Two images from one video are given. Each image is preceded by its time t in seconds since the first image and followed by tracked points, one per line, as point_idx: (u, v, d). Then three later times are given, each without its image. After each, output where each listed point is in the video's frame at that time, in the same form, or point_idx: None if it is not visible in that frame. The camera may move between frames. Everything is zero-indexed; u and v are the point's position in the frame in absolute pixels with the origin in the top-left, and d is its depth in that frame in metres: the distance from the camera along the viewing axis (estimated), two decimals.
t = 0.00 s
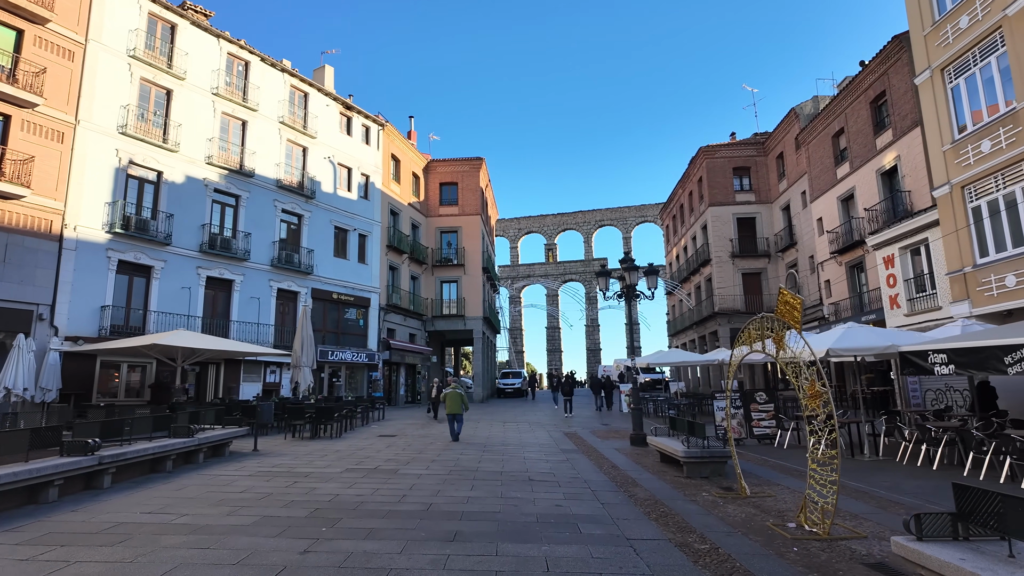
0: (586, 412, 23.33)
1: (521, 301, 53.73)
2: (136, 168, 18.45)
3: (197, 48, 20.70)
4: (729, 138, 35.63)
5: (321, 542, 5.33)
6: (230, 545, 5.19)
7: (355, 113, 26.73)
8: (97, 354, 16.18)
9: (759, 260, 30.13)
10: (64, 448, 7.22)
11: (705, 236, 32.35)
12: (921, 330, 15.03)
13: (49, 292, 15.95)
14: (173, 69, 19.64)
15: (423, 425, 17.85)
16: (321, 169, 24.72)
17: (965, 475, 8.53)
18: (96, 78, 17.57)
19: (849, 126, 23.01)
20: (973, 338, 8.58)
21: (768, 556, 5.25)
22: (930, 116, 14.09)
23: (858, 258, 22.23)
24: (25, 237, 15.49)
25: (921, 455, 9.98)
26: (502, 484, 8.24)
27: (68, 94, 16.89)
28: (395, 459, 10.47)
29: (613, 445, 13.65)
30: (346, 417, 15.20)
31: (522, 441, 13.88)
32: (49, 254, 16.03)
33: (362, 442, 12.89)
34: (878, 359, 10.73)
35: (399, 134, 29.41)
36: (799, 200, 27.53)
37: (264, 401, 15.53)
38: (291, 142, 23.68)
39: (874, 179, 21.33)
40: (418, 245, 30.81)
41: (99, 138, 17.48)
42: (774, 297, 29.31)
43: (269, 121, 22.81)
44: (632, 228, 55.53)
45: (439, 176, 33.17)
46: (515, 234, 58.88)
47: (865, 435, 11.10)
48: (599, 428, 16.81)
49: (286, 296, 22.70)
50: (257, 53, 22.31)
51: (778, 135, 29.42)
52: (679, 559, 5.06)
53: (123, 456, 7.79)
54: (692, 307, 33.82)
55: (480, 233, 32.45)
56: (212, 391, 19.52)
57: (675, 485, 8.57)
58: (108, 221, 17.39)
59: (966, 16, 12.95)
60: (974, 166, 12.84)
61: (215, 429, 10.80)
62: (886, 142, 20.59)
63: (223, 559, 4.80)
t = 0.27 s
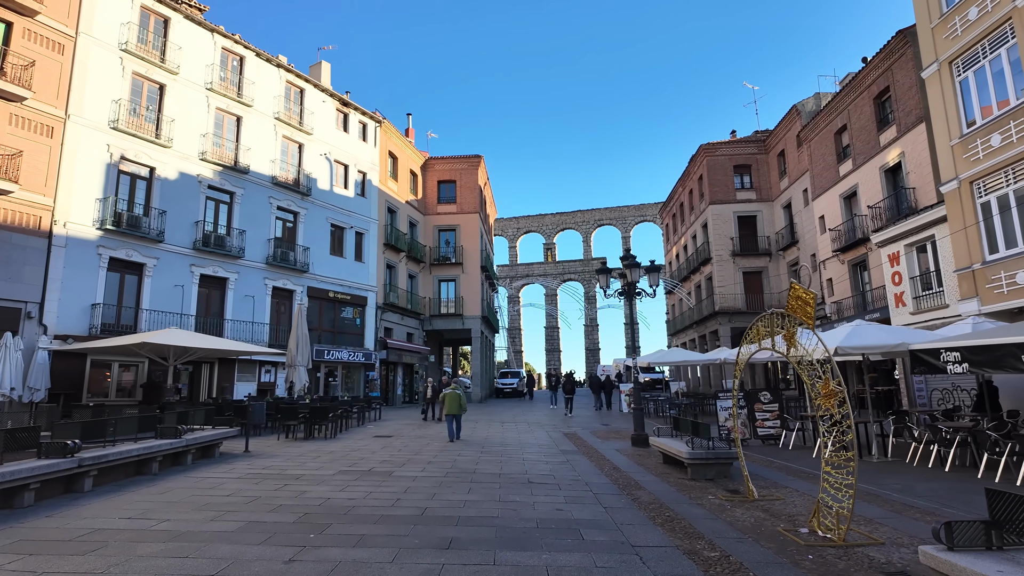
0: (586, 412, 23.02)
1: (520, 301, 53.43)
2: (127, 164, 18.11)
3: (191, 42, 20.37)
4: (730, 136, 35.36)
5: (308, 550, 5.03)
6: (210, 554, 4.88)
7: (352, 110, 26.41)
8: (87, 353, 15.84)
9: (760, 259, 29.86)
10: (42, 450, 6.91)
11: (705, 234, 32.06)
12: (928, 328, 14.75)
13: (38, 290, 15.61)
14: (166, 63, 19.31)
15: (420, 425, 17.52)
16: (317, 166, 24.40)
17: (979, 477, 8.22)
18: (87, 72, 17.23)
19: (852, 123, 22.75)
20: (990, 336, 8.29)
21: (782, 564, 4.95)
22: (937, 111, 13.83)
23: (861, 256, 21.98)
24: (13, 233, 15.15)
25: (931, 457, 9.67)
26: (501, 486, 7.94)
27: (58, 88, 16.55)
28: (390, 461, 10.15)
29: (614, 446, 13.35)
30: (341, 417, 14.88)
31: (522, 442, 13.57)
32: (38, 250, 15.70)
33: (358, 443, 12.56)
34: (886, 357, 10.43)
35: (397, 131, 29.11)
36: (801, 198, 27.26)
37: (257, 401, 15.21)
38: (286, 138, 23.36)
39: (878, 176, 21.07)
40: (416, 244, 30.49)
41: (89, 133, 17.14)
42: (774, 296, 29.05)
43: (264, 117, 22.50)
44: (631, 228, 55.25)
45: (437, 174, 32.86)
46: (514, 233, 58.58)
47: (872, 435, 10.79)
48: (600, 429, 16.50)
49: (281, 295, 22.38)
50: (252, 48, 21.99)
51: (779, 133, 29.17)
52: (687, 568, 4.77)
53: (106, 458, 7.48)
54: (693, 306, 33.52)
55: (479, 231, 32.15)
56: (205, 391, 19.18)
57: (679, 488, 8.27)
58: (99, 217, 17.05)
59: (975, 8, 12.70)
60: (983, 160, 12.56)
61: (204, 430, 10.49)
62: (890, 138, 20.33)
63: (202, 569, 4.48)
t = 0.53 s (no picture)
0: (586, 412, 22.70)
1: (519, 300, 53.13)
2: (119, 160, 17.78)
3: (185, 37, 20.04)
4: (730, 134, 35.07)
5: (292, 560, 4.72)
6: (187, 565, 4.57)
7: (349, 107, 26.10)
8: (77, 352, 15.52)
9: (761, 257, 29.58)
10: (17, 454, 6.59)
11: (705, 233, 31.77)
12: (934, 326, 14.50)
13: (27, 288, 15.28)
14: (158, 58, 18.97)
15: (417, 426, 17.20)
16: (313, 163, 24.09)
17: (995, 480, 7.92)
18: (77, 66, 16.90)
19: (854, 119, 22.46)
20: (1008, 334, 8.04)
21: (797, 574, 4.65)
22: (944, 104, 13.55)
23: (864, 254, 21.71)
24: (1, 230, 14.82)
25: (943, 459, 9.36)
26: (498, 490, 7.63)
27: (47, 82, 16.22)
28: (384, 463, 9.84)
29: (615, 446, 13.04)
30: (336, 418, 14.55)
31: (520, 443, 13.26)
32: (26, 248, 15.37)
33: (352, 445, 12.24)
34: (895, 356, 10.14)
35: (394, 128, 28.79)
36: (802, 196, 26.98)
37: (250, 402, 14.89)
38: (282, 135, 23.04)
39: (881, 173, 20.78)
40: (414, 242, 30.15)
41: (79, 128, 16.81)
42: (776, 295, 28.77)
43: (259, 113, 22.17)
44: (630, 227, 54.93)
45: (435, 171, 32.53)
46: (513, 233, 58.25)
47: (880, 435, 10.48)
48: (600, 429, 16.18)
49: (276, 293, 22.06)
50: (247, 43, 21.67)
51: (780, 130, 28.89)
52: None
53: (86, 461, 7.17)
54: (693, 305, 33.17)
55: (477, 230, 31.84)
56: (200, 391, 18.87)
57: (684, 492, 7.97)
58: (89, 214, 16.72)
59: None
60: (992, 154, 12.26)
61: (193, 432, 10.18)
62: (894, 134, 20.04)
63: None
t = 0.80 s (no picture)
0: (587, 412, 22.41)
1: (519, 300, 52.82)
2: (112, 157, 17.47)
3: (180, 32, 19.72)
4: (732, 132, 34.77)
5: (280, 575, 4.41)
6: None
7: (347, 104, 25.80)
8: (69, 352, 15.22)
9: (764, 256, 29.30)
10: None
11: (707, 232, 31.47)
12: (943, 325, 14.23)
13: (17, 287, 14.97)
14: (153, 53, 18.65)
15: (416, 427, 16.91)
16: (311, 161, 23.79)
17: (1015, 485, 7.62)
18: (70, 61, 16.59)
19: (859, 116, 22.17)
20: None
21: None
22: (955, 99, 13.25)
23: (870, 253, 21.43)
24: None
25: (959, 463, 9.06)
26: (498, 496, 7.33)
27: (39, 77, 15.91)
28: (381, 466, 9.54)
29: (618, 449, 12.74)
30: (332, 419, 14.25)
31: (521, 445, 12.96)
32: (17, 245, 15.07)
33: (349, 447, 11.94)
34: (907, 356, 9.84)
35: (393, 126, 28.49)
36: (806, 194, 26.69)
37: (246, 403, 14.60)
38: (279, 132, 22.74)
39: (887, 171, 20.48)
40: (413, 241, 29.85)
41: (72, 125, 16.51)
42: (779, 294, 28.47)
43: (256, 110, 21.87)
44: (631, 227, 54.63)
45: (435, 170, 32.23)
46: (513, 232, 57.94)
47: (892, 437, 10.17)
48: (602, 431, 15.88)
49: (273, 293, 21.76)
50: (244, 39, 21.36)
51: (783, 128, 28.61)
52: None
53: (68, 465, 6.86)
54: (695, 305, 32.85)
55: (477, 229, 31.55)
56: (195, 391, 18.57)
57: (692, 497, 7.68)
58: (83, 212, 16.42)
59: None
60: (1004, 150, 11.96)
61: (183, 434, 9.86)
62: (900, 132, 19.74)
63: None
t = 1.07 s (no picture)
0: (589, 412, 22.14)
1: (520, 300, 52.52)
2: (107, 152, 17.17)
3: (176, 26, 19.42)
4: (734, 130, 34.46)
5: None
6: None
7: (346, 100, 25.50)
8: (62, 351, 14.94)
9: (767, 255, 29.01)
10: None
11: (710, 230, 31.16)
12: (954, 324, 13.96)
13: (9, 284, 14.69)
14: (149, 47, 18.35)
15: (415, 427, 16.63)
16: (309, 158, 23.49)
17: None
18: (64, 55, 16.31)
19: (865, 112, 21.87)
20: None
21: None
22: (967, 92, 12.96)
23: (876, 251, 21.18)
24: None
25: (977, 465, 8.76)
26: (501, 500, 7.04)
27: (32, 71, 15.63)
28: (379, 469, 9.24)
29: (622, 450, 12.45)
30: (330, 420, 13.97)
31: (523, 446, 12.67)
32: (9, 242, 14.78)
33: (347, 448, 11.65)
34: (922, 355, 9.56)
35: (393, 123, 28.18)
36: (810, 192, 26.39)
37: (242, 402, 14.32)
38: (277, 128, 22.45)
39: (894, 168, 20.18)
40: (413, 240, 29.55)
41: (66, 119, 16.21)
42: (783, 293, 28.18)
43: (254, 105, 21.57)
44: (632, 226, 54.36)
45: (435, 168, 31.93)
46: (513, 232, 57.65)
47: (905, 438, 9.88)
48: (605, 432, 15.60)
49: (271, 291, 21.48)
50: (241, 34, 21.06)
51: (787, 126, 28.33)
52: None
53: (51, 468, 6.56)
54: (698, 305, 32.53)
55: (478, 227, 31.25)
56: (191, 391, 18.29)
57: (702, 502, 7.38)
58: (76, 208, 16.13)
59: None
60: (1019, 144, 11.66)
61: (175, 435, 9.57)
62: (907, 128, 19.43)
63: None
